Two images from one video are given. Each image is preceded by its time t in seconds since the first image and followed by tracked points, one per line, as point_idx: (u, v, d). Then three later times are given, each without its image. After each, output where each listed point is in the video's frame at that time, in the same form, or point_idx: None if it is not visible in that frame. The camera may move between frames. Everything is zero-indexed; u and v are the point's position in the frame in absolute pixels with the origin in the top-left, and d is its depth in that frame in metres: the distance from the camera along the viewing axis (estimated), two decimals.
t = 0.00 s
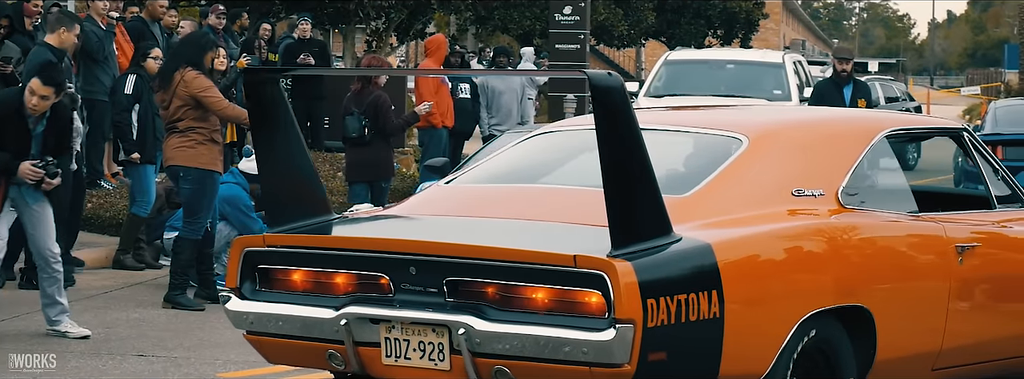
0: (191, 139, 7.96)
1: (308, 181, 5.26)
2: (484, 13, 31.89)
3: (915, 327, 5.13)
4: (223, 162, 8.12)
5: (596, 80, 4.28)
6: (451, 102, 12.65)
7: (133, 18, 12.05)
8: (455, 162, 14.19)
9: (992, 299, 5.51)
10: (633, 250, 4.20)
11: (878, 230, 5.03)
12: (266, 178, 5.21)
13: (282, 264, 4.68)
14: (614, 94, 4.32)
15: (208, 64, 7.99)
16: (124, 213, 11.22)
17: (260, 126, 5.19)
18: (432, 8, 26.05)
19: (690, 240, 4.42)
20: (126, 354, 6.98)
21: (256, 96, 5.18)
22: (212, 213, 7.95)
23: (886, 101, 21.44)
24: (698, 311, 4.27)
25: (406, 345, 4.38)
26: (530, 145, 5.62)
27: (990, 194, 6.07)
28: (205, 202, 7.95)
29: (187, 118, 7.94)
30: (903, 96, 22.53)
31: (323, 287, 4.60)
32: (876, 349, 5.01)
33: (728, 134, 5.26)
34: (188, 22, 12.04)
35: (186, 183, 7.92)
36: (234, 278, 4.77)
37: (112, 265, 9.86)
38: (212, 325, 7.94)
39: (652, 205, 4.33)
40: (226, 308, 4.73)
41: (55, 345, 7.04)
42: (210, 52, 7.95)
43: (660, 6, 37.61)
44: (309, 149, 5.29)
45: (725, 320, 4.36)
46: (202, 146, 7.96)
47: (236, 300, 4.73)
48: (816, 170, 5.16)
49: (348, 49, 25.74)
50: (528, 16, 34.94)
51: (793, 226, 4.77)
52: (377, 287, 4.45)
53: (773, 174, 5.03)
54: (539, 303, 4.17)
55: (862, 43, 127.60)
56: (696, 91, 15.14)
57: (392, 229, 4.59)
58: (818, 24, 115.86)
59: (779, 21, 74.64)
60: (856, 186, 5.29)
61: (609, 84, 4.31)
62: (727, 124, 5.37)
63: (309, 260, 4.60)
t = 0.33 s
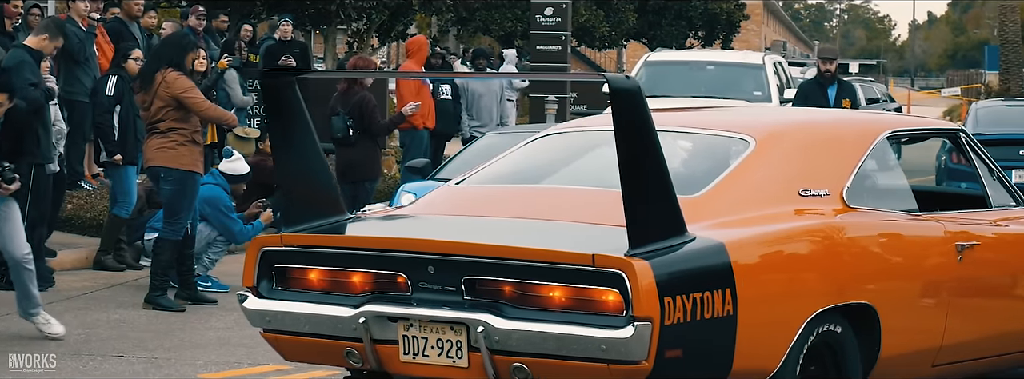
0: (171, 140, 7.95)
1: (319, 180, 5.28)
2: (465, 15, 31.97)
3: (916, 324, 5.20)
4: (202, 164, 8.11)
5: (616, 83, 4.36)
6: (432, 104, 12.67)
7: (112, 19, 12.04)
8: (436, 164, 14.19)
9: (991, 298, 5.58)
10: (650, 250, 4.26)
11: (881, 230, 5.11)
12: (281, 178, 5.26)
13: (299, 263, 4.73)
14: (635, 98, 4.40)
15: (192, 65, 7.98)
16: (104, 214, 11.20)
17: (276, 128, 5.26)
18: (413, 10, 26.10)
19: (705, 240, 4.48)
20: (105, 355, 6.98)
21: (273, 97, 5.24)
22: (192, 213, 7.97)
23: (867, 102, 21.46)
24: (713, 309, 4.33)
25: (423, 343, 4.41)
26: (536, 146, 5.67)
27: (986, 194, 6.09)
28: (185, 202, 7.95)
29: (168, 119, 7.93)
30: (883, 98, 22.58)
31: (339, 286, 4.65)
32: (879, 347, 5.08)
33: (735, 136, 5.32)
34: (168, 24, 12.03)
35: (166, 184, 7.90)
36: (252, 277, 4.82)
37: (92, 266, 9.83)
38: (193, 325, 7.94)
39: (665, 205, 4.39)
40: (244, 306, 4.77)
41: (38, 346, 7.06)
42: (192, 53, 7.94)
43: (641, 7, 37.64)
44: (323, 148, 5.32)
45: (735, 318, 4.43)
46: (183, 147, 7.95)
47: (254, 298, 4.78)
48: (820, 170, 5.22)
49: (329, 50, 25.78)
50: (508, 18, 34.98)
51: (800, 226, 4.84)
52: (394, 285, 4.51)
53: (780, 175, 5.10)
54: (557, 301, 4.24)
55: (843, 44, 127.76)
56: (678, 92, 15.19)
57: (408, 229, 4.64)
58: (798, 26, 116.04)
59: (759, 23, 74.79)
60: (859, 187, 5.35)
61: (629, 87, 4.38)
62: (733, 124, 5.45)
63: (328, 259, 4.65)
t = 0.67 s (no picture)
0: (152, 140, 7.95)
1: (334, 180, 5.43)
2: (446, 16, 31.96)
3: (916, 321, 5.30)
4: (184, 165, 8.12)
5: (633, 84, 4.42)
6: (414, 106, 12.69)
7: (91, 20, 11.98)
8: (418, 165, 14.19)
9: (987, 296, 5.69)
10: (664, 248, 4.36)
11: (884, 230, 5.19)
12: (298, 178, 5.38)
13: (314, 262, 4.81)
14: (651, 98, 4.47)
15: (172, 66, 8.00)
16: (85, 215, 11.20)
17: (289, 127, 5.41)
18: (395, 11, 26.04)
19: (716, 239, 4.57)
20: (86, 356, 6.99)
21: (282, 98, 5.40)
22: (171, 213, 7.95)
23: (848, 104, 21.48)
24: (723, 307, 4.43)
25: (440, 340, 4.50)
26: (546, 146, 5.72)
27: (981, 193, 6.17)
28: (165, 203, 7.94)
29: (149, 119, 7.94)
30: (863, 97, 22.62)
31: (354, 284, 4.74)
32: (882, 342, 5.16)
33: (739, 136, 5.41)
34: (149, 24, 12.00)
35: (146, 185, 7.90)
36: (268, 274, 4.88)
37: (73, 268, 9.81)
38: (175, 326, 7.95)
39: (678, 205, 4.48)
40: (259, 305, 4.84)
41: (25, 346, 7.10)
42: (172, 54, 7.95)
43: (624, 8, 37.61)
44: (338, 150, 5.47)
45: (743, 316, 4.51)
46: (164, 148, 7.95)
47: (269, 296, 4.85)
48: (825, 170, 5.30)
49: (310, 51, 25.76)
50: (491, 18, 34.93)
51: (808, 225, 4.92)
52: (409, 284, 4.61)
53: (787, 175, 5.18)
54: (572, 299, 4.34)
55: (824, 46, 127.89)
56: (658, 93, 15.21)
57: (423, 228, 4.73)
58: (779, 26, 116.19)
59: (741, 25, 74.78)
60: (863, 185, 5.43)
61: (644, 87, 4.45)
62: (733, 125, 5.54)
63: (342, 257, 4.74)
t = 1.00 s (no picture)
0: (134, 141, 7.95)
1: (348, 179, 5.45)
2: (429, 15, 31.97)
3: (919, 317, 5.37)
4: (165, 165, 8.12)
5: (649, 84, 4.53)
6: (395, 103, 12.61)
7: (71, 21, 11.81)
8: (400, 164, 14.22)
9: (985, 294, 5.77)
10: (679, 245, 4.43)
11: (886, 229, 5.26)
12: (312, 176, 5.39)
13: (330, 260, 4.89)
14: (665, 98, 4.56)
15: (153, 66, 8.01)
16: (67, 215, 11.18)
17: (305, 125, 5.41)
18: (378, 10, 26.05)
19: (728, 237, 4.64)
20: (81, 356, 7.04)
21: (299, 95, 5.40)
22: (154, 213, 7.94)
23: (831, 104, 21.50)
24: (737, 303, 4.49)
25: (456, 337, 4.56)
26: (556, 151, 5.82)
27: (977, 193, 6.15)
28: (148, 203, 7.93)
29: (131, 119, 7.94)
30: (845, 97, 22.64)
31: (369, 282, 4.82)
32: (886, 338, 5.22)
33: (746, 135, 5.48)
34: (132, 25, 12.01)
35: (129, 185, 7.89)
36: (284, 272, 4.97)
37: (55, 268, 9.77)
38: (156, 327, 7.96)
39: (692, 204, 4.56)
40: (275, 302, 4.92)
41: (23, 346, 7.19)
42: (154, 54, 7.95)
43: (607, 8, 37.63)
44: (349, 147, 5.49)
45: (754, 313, 4.57)
46: (147, 148, 7.95)
47: (285, 294, 4.93)
48: (828, 170, 5.37)
49: (293, 51, 25.76)
50: (473, 18, 34.94)
51: (815, 222, 4.99)
52: (424, 282, 4.69)
53: (792, 174, 5.26)
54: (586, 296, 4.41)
55: (807, 46, 128.03)
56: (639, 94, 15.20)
57: (438, 226, 4.82)
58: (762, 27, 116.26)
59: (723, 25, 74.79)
60: (867, 184, 5.52)
61: (660, 87, 4.56)
62: (736, 125, 5.62)
63: (358, 256, 4.82)
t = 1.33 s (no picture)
0: (118, 140, 7.95)
1: (359, 178, 5.49)
2: (413, 14, 31.88)
3: (919, 311, 5.43)
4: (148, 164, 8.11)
5: (663, 84, 4.58)
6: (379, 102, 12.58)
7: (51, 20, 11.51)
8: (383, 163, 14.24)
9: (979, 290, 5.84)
10: (693, 241, 4.47)
11: (891, 224, 5.31)
12: (325, 175, 5.45)
13: (344, 257, 4.92)
14: (679, 99, 4.60)
15: (137, 65, 8.03)
16: (49, 215, 11.20)
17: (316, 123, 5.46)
18: (361, 10, 26.00)
19: (739, 233, 4.66)
20: (81, 357, 7.05)
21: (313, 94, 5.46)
22: (137, 213, 7.91)
23: (814, 103, 21.53)
24: (748, 298, 4.53)
25: (471, 332, 4.58)
26: (558, 153, 5.88)
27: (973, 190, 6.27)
28: (132, 203, 7.92)
29: (115, 119, 7.94)
30: (829, 98, 22.71)
31: (383, 279, 4.84)
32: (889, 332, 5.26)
33: (750, 134, 5.54)
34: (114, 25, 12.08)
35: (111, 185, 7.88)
36: (299, 270, 4.99)
37: (37, 268, 9.64)
38: (140, 326, 7.96)
39: (706, 202, 4.59)
40: (290, 300, 4.95)
41: (19, 347, 7.20)
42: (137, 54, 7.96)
43: (590, 8, 37.64)
44: (360, 145, 5.52)
45: (765, 308, 4.61)
46: (130, 147, 7.95)
47: (300, 291, 4.96)
48: (832, 169, 5.43)
49: (277, 50, 25.70)
50: (457, 17, 34.83)
51: (824, 217, 5.04)
52: (438, 278, 4.71)
53: (797, 173, 5.31)
54: (600, 292, 4.44)
55: (790, 45, 128.16)
56: (620, 94, 15.18)
57: (450, 223, 4.85)
58: (746, 27, 116.32)
59: (706, 25, 74.72)
60: (869, 182, 5.57)
61: (673, 87, 4.60)
62: (735, 125, 5.67)
63: (373, 253, 4.84)
